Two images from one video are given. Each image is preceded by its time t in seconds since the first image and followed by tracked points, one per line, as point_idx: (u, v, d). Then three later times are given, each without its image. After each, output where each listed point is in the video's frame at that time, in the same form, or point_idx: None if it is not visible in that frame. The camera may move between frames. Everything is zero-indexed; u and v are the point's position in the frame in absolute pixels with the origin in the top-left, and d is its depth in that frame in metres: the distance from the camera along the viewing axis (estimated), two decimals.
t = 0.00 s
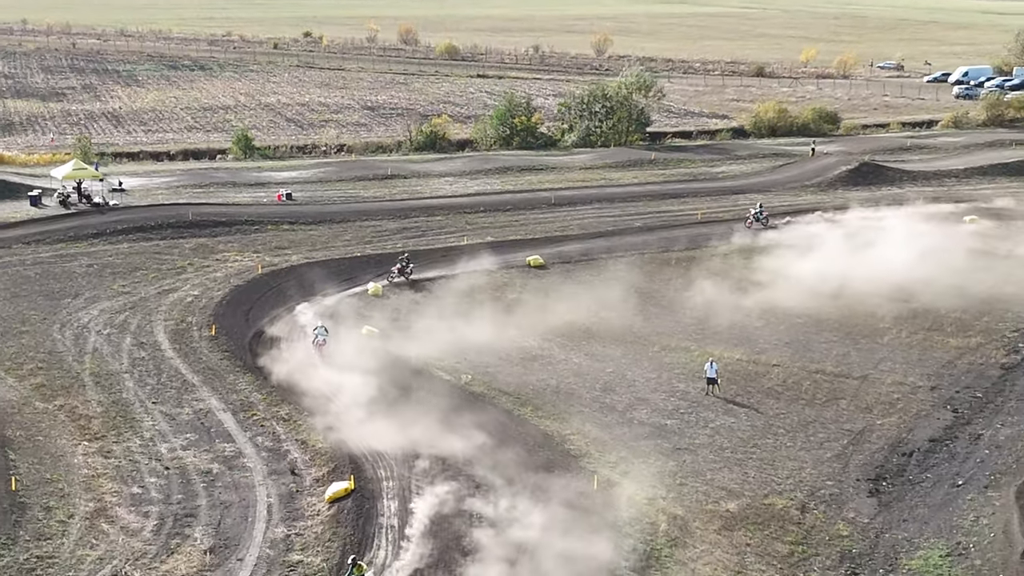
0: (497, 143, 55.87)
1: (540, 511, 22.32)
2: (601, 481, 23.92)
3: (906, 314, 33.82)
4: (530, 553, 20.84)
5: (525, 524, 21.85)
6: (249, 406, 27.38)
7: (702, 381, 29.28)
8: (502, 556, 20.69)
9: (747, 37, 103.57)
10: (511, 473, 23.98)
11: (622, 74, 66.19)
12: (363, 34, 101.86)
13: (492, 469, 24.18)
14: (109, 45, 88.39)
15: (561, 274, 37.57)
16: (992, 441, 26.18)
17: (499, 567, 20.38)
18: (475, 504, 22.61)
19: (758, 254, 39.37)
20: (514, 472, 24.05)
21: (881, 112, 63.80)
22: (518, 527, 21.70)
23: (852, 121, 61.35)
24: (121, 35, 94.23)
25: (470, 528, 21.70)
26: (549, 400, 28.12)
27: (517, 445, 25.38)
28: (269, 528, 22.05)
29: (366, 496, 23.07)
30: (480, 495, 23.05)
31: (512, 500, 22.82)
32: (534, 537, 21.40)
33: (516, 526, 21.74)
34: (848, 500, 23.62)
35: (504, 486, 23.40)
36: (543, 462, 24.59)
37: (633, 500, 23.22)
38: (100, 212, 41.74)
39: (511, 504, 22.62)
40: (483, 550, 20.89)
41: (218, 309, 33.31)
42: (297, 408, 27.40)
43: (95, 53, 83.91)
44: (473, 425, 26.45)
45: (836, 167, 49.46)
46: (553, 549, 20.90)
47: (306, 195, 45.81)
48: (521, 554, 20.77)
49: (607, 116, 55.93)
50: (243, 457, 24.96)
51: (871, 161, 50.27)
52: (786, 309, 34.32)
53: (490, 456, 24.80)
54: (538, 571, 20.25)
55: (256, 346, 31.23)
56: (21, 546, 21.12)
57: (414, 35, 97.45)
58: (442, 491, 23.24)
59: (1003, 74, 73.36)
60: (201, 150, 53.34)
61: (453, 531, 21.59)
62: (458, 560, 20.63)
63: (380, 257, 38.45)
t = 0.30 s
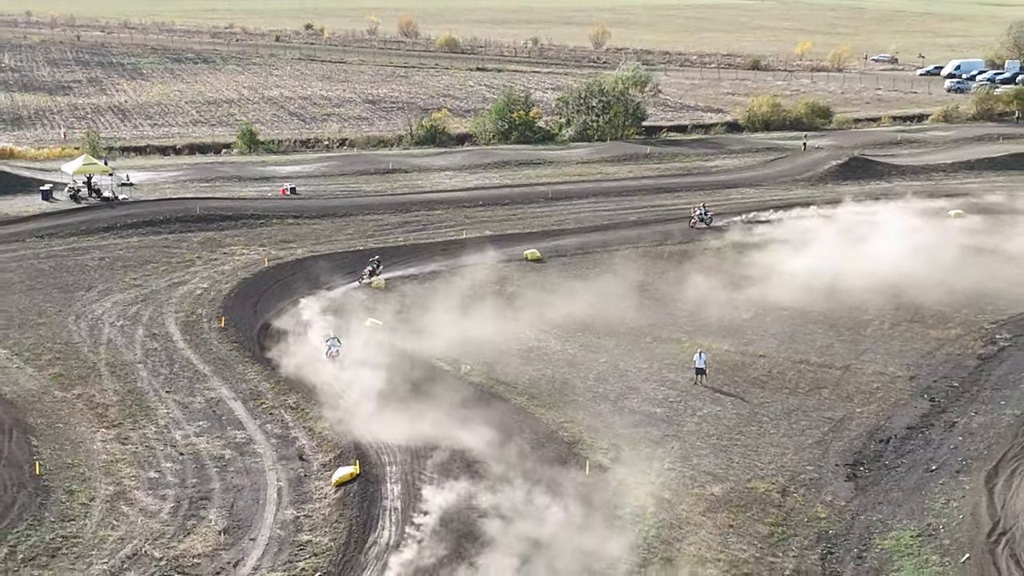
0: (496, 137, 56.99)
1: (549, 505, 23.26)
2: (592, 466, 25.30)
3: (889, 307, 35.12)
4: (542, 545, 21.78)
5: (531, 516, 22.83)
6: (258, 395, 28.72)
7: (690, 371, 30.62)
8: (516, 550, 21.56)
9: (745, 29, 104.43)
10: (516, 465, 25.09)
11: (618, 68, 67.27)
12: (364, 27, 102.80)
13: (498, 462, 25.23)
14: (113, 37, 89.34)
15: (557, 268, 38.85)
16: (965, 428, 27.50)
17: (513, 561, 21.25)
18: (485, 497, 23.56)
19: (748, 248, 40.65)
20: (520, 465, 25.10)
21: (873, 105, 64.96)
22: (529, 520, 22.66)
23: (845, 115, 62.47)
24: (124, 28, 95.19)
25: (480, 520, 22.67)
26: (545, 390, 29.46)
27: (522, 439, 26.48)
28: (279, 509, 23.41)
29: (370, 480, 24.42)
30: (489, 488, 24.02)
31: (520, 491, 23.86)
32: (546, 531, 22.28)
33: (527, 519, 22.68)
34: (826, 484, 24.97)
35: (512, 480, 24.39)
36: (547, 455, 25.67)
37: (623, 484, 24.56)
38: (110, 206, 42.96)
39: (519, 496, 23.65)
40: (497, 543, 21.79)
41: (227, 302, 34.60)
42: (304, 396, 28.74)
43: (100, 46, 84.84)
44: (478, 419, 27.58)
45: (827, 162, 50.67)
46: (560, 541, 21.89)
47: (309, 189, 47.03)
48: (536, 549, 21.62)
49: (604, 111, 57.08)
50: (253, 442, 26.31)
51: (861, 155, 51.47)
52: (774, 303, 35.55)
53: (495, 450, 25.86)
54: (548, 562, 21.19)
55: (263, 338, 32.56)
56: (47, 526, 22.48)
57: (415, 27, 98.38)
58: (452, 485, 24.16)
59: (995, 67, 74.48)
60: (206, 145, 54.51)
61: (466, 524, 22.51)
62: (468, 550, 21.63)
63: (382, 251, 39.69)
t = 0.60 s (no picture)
0: (495, 131, 58.15)
1: (549, 494, 24.44)
2: (585, 452, 26.65)
3: (873, 299, 36.44)
4: (554, 539, 22.70)
5: (528, 502, 24.13)
6: (267, 384, 30.07)
7: (680, 361, 31.97)
8: (513, 532, 22.89)
9: (742, 22, 105.35)
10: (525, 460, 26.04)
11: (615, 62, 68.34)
12: (364, 20, 103.76)
13: (507, 457, 26.21)
14: (117, 30, 90.32)
15: (553, 261, 40.15)
16: (941, 416, 28.84)
17: (515, 546, 22.44)
18: (488, 486, 24.76)
19: (739, 242, 41.91)
20: (528, 459, 26.09)
21: (866, 99, 66.10)
22: (539, 513, 23.63)
23: (838, 109, 63.63)
24: (128, 21, 96.16)
25: (493, 513, 23.60)
26: (541, 379, 30.83)
27: (528, 434, 27.47)
28: (288, 493, 24.79)
29: (374, 466, 25.80)
30: (491, 477, 25.22)
31: (529, 485, 24.81)
32: (552, 522, 23.33)
33: (538, 512, 23.63)
34: (807, 469, 26.34)
35: (513, 470, 25.57)
36: (553, 450, 26.65)
37: (614, 469, 25.94)
38: (120, 201, 44.23)
39: (529, 490, 24.60)
40: (505, 533, 22.85)
41: (235, 295, 35.92)
42: (310, 386, 30.08)
43: (104, 39, 85.85)
44: (485, 413, 28.55)
45: (818, 156, 51.87)
46: (554, 524, 23.21)
47: (313, 183, 48.29)
48: (531, 532, 22.95)
49: (601, 106, 58.25)
50: (263, 430, 27.66)
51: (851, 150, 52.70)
52: (763, 295, 36.86)
53: (504, 444, 26.82)
54: (542, 543, 22.52)
55: (271, 330, 33.85)
56: (70, 508, 23.84)
57: (415, 20, 99.32)
58: (456, 475, 25.35)
59: (987, 62, 75.60)
60: (211, 139, 55.72)
61: (480, 516, 23.46)
62: (467, 532, 22.95)
63: (384, 245, 41.00)
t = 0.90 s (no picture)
0: (494, 125, 59.29)
1: (544, 481, 25.79)
2: (579, 439, 28.03)
3: (858, 292, 37.76)
4: (552, 524, 23.94)
5: (524, 487, 25.48)
6: (275, 373, 31.42)
7: (671, 351, 33.32)
8: (509, 515, 24.26)
9: (740, 13, 106.28)
10: (530, 455, 27.04)
11: (613, 55, 69.40)
12: (365, 13, 104.69)
13: (512, 452, 27.22)
14: (121, 23, 91.28)
15: (550, 254, 41.44)
16: (920, 404, 30.19)
17: (511, 527, 23.82)
18: (486, 473, 26.12)
19: (730, 236, 43.20)
20: (530, 452, 27.22)
21: (858, 93, 67.23)
22: (542, 502, 24.79)
23: (830, 102, 64.77)
24: (132, 13, 97.10)
25: (498, 501, 24.79)
26: (537, 369, 32.19)
27: (533, 430, 28.49)
28: (297, 476, 26.17)
29: (378, 451, 27.18)
30: (489, 464, 26.58)
31: (533, 479, 25.83)
32: (547, 506, 24.67)
33: (538, 499, 24.88)
34: (790, 454, 27.71)
35: (511, 458, 26.93)
36: (556, 445, 27.67)
37: (606, 455, 27.32)
38: (129, 194, 45.49)
39: (534, 484, 25.63)
40: (502, 515, 24.22)
41: (243, 287, 37.24)
42: (317, 375, 31.46)
43: (108, 32, 86.80)
44: (491, 411, 29.51)
45: (809, 150, 53.10)
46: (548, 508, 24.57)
47: (317, 177, 49.53)
48: (528, 515, 24.30)
49: (598, 100, 59.37)
50: (272, 417, 29.03)
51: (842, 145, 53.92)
52: (752, 288, 38.16)
53: (510, 440, 27.83)
54: (537, 525, 23.89)
55: (278, 321, 35.22)
56: (91, 491, 25.21)
57: (415, 12, 100.29)
58: (456, 462, 26.72)
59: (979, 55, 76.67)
60: (216, 133, 56.91)
61: (481, 503, 24.76)
62: (466, 514, 24.33)
63: (386, 238, 42.30)
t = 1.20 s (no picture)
0: (493, 117, 60.40)
1: (540, 464, 27.19)
2: (574, 424, 29.42)
3: (844, 282, 39.09)
4: (546, 504, 25.36)
5: (520, 470, 26.90)
6: (282, 361, 32.78)
7: (662, 340, 34.68)
8: (506, 496, 25.67)
9: (737, 4, 107.15)
10: (529, 443, 28.28)
11: (610, 48, 70.49)
12: (366, 4, 105.63)
13: (511, 438, 28.52)
14: (125, 14, 92.25)
15: (547, 245, 42.75)
16: (900, 390, 31.55)
17: (507, 507, 25.24)
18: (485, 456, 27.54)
19: (722, 228, 44.50)
20: (527, 437, 28.60)
21: (851, 85, 68.35)
22: (536, 484, 26.20)
23: (824, 95, 65.90)
24: (136, 4, 98.03)
25: (495, 484, 26.18)
26: (533, 357, 33.55)
27: (531, 419, 29.72)
28: (305, 459, 27.55)
29: (382, 435, 28.57)
30: (488, 448, 27.99)
31: (529, 462, 27.23)
32: (542, 487, 26.10)
33: (533, 482, 26.28)
34: (773, 438, 29.09)
35: (509, 442, 28.31)
36: (553, 433, 28.96)
37: (599, 439, 28.71)
38: (138, 186, 46.74)
39: (531, 469, 26.94)
40: (499, 496, 25.65)
41: (250, 277, 38.55)
42: (323, 362, 32.83)
43: (113, 23, 87.78)
44: (491, 400, 30.72)
45: (801, 143, 54.32)
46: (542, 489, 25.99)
47: (320, 169, 50.77)
48: (524, 496, 25.72)
49: (594, 93, 60.49)
50: (280, 402, 30.40)
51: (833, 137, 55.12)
52: (741, 278, 39.51)
53: (508, 428, 29.06)
54: (532, 506, 25.30)
55: (285, 309, 36.64)
56: (110, 472, 26.59)
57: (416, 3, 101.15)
58: (456, 445, 28.12)
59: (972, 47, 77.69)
60: (221, 125, 58.10)
61: (479, 484, 26.18)
62: (466, 494, 25.75)
63: (388, 230, 43.60)
